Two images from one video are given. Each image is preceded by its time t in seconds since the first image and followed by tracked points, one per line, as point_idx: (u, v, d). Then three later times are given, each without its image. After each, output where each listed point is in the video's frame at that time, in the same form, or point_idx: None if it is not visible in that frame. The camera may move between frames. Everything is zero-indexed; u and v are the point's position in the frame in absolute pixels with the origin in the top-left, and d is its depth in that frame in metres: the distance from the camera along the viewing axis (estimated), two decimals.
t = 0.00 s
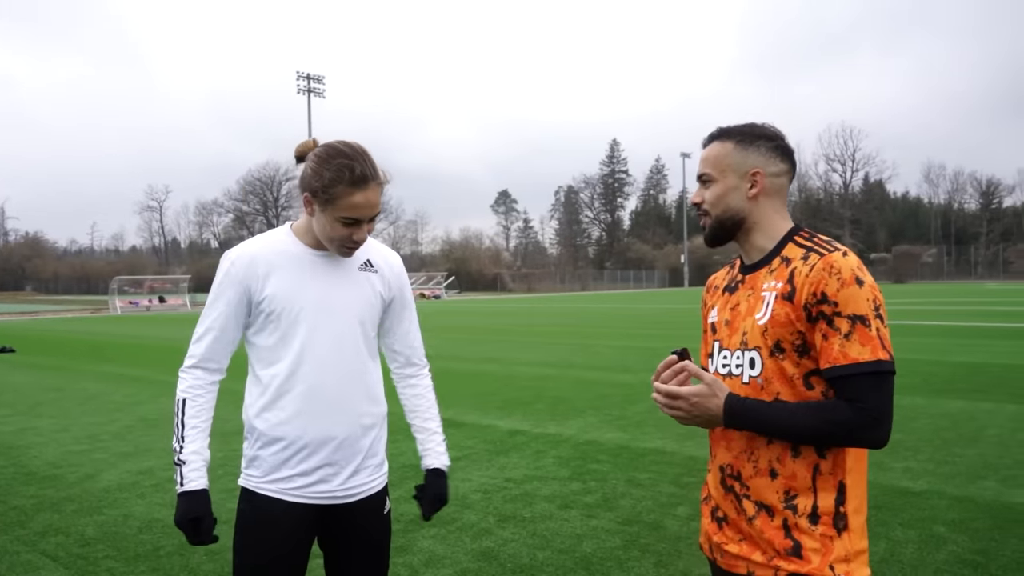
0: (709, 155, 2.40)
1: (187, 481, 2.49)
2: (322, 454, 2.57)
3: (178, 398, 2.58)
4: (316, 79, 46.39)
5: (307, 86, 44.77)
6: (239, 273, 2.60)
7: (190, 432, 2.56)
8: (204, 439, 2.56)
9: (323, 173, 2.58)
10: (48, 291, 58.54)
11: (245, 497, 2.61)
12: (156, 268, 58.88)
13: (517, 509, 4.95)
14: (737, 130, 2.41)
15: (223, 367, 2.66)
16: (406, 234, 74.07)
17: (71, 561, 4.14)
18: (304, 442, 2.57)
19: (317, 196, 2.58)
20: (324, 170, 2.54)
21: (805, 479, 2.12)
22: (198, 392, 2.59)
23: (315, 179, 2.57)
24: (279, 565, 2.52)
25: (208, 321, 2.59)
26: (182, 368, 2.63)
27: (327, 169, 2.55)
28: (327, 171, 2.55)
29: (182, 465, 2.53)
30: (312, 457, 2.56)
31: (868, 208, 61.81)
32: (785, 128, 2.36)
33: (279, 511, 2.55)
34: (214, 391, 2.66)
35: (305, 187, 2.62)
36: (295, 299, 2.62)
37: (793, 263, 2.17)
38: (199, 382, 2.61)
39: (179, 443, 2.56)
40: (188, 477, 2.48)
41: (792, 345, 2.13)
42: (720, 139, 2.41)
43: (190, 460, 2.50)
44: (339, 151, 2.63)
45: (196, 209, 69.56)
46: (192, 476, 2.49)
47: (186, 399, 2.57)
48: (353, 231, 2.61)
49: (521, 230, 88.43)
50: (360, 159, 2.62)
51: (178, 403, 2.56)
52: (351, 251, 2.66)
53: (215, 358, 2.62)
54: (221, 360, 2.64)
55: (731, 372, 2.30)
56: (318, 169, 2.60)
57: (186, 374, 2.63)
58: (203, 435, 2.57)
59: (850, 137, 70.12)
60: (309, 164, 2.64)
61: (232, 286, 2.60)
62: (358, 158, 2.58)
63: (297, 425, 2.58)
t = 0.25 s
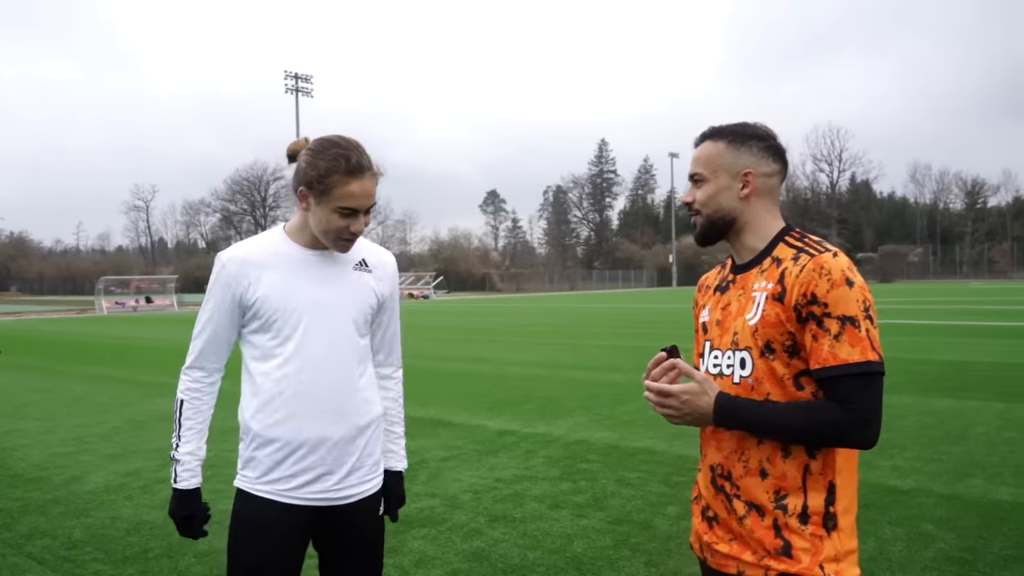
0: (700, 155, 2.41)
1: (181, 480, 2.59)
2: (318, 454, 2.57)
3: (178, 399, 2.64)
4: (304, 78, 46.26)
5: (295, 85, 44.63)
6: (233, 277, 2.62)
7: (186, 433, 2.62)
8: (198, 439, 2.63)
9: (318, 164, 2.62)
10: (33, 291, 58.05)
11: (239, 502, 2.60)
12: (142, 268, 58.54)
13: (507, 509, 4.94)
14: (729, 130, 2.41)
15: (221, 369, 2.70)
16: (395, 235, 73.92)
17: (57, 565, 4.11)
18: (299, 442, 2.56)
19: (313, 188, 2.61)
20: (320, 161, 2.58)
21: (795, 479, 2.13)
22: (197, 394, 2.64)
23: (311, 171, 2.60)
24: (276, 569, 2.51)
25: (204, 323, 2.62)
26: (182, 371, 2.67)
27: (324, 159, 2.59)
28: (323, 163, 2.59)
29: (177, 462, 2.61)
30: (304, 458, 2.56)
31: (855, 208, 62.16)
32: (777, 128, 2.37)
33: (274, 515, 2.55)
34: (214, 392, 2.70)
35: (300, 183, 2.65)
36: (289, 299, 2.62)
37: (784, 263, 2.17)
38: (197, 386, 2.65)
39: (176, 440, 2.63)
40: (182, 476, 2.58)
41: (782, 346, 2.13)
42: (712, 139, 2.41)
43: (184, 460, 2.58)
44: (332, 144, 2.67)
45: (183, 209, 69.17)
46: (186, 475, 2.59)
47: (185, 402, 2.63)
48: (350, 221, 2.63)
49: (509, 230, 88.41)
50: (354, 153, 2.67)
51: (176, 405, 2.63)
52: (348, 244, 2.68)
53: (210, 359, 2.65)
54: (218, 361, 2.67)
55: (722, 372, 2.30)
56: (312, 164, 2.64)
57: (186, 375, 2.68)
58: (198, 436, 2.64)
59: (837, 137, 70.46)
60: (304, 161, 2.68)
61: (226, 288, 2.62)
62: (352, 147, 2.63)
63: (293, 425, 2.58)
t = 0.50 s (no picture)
0: (683, 157, 2.42)
1: (181, 493, 2.52)
2: (308, 454, 2.58)
3: (173, 409, 2.62)
4: (287, 77, 46.01)
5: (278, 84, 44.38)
6: (221, 281, 2.63)
7: (184, 443, 2.59)
8: (198, 449, 2.59)
9: (303, 153, 2.69)
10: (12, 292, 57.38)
11: (232, 504, 2.60)
12: (123, 269, 58.02)
13: (493, 510, 4.94)
14: (712, 133, 2.42)
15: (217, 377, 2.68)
16: (379, 235, 73.69)
17: (38, 569, 4.07)
18: (289, 442, 2.57)
19: (302, 178, 2.67)
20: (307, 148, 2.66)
21: (780, 480, 2.14)
22: (192, 403, 2.61)
23: (299, 160, 2.66)
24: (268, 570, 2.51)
25: (195, 329, 2.63)
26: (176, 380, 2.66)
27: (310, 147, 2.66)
28: (310, 150, 2.66)
29: (175, 476, 2.55)
30: (294, 459, 2.57)
31: (837, 208, 62.60)
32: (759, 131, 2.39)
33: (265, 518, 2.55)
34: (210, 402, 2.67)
35: (288, 177, 2.70)
36: (278, 300, 2.62)
37: (769, 265, 2.19)
38: (191, 394, 2.63)
39: (175, 453, 2.59)
40: (181, 488, 2.52)
41: (767, 347, 2.15)
42: (695, 142, 2.42)
43: (183, 470, 2.53)
44: (309, 138, 2.76)
45: (165, 209, 68.64)
46: (185, 486, 2.52)
47: (180, 411, 2.61)
48: (344, 204, 2.68)
49: (494, 230, 88.37)
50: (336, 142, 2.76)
51: (172, 415, 2.60)
52: (342, 230, 2.72)
53: (204, 366, 2.63)
54: (213, 369, 2.66)
55: (707, 374, 2.31)
56: (298, 157, 2.71)
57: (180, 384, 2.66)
58: (197, 445, 2.60)
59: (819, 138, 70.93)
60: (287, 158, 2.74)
61: (216, 293, 2.63)
62: (331, 133, 2.73)
63: (282, 425, 2.58)
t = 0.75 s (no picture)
0: (671, 158, 2.42)
1: (192, 478, 2.46)
2: (306, 453, 2.57)
3: (172, 404, 2.58)
4: (275, 77, 45.79)
5: (265, 84, 44.28)
6: (220, 279, 2.61)
7: (189, 430, 2.54)
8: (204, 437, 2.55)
9: (298, 147, 2.76)
10: None
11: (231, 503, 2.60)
12: (108, 269, 57.54)
13: (481, 511, 4.93)
14: (699, 133, 2.43)
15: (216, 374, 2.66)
16: (366, 235, 73.47)
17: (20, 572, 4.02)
18: (288, 441, 2.57)
19: (300, 173, 2.71)
20: (303, 143, 2.70)
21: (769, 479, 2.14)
22: (191, 397, 2.58)
23: (296, 155, 2.71)
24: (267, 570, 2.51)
25: (192, 328, 2.60)
26: (173, 376, 2.62)
27: (306, 141, 2.71)
28: (306, 145, 2.71)
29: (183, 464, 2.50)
30: (296, 459, 2.56)
31: (823, 209, 62.96)
32: (746, 132, 2.40)
33: (261, 515, 2.56)
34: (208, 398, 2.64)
35: (286, 174, 2.73)
36: (278, 299, 2.61)
37: (758, 265, 2.20)
38: (191, 389, 2.60)
39: (179, 442, 2.53)
40: (193, 473, 2.46)
41: (757, 347, 2.16)
42: (682, 143, 2.42)
43: (193, 457, 2.48)
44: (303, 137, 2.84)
45: (150, 208, 68.14)
46: (197, 471, 2.47)
47: (179, 403, 2.57)
48: (343, 195, 2.72)
49: (481, 230, 88.33)
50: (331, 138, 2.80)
51: (172, 408, 2.56)
52: (341, 223, 2.75)
53: (204, 363, 2.60)
54: (212, 365, 2.63)
55: (698, 374, 2.31)
56: (294, 153, 2.75)
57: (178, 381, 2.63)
58: (202, 432, 2.56)
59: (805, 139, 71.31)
60: (282, 157, 2.78)
61: (214, 292, 2.61)
62: (324, 130, 2.81)
63: (281, 424, 2.58)
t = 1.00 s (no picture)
0: (658, 160, 2.43)
1: (189, 487, 2.46)
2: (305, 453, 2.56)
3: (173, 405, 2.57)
4: (263, 76, 45.62)
5: (253, 84, 44.13)
6: (221, 278, 2.60)
7: (190, 440, 2.54)
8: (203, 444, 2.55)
9: (303, 145, 2.75)
10: None
11: (230, 503, 2.59)
12: (94, 269, 57.11)
13: (471, 511, 4.92)
14: (685, 135, 2.43)
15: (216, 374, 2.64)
16: (354, 235, 73.25)
17: None
18: (287, 441, 2.55)
19: (306, 170, 2.71)
20: (310, 140, 2.70)
21: (762, 477, 2.16)
22: (193, 400, 2.57)
23: (302, 153, 2.71)
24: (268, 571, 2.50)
25: (193, 327, 2.59)
26: (176, 377, 2.60)
27: (313, 138, 2.71)
28: (312, 142, 2.71)
29: (181, 471, 2.50)
30: (296, 459, 2.55)
31: (809, 210, 63.26)
32: (731, 134, 2.41)
33: (258, 516, 2.54)
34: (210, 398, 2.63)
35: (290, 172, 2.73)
36: (279, 298, 2.60)
37: (752, 264, 2.21)
38: (194, 391, 2.59)
39: (179, 449, 2.53)
40: (192, 482, 2.46)
41: (752, 345, 2.17)
42: (668, 145, 2.43)
43: (190, 465, 2.48)
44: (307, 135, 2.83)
45: (136, 208, 67.69)
46: (196, 480, 2.47)
47: (182, 407, 2.56)
48: (348, 193, 2.72)
49: (469, 230, 88.25)
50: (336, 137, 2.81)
51: (176, 411, 2.55)
52: (345, 221, 2.75)
53: (205, 363, 2.59)
54: (214, 366, 2.62)
55: (689, 373, 2.32)
56: (298, 151, 2.75)
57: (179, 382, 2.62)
58: (203, 441, 2.56)
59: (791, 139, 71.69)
60: (286, 155, 2.78)
61: (216, 291, 2.59)
62: (328, 129, 2.81)
63: (281, 423, 2.56)
